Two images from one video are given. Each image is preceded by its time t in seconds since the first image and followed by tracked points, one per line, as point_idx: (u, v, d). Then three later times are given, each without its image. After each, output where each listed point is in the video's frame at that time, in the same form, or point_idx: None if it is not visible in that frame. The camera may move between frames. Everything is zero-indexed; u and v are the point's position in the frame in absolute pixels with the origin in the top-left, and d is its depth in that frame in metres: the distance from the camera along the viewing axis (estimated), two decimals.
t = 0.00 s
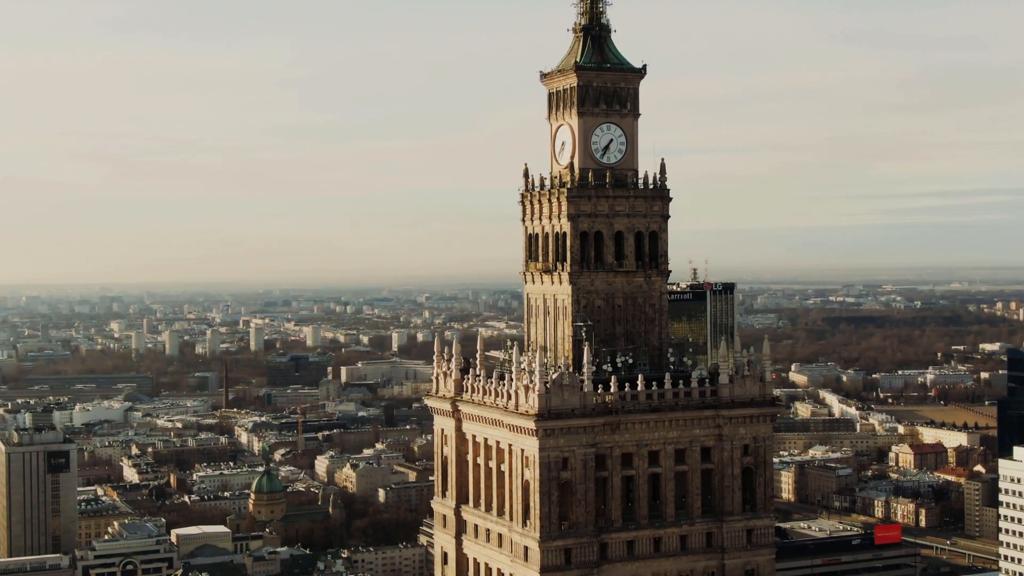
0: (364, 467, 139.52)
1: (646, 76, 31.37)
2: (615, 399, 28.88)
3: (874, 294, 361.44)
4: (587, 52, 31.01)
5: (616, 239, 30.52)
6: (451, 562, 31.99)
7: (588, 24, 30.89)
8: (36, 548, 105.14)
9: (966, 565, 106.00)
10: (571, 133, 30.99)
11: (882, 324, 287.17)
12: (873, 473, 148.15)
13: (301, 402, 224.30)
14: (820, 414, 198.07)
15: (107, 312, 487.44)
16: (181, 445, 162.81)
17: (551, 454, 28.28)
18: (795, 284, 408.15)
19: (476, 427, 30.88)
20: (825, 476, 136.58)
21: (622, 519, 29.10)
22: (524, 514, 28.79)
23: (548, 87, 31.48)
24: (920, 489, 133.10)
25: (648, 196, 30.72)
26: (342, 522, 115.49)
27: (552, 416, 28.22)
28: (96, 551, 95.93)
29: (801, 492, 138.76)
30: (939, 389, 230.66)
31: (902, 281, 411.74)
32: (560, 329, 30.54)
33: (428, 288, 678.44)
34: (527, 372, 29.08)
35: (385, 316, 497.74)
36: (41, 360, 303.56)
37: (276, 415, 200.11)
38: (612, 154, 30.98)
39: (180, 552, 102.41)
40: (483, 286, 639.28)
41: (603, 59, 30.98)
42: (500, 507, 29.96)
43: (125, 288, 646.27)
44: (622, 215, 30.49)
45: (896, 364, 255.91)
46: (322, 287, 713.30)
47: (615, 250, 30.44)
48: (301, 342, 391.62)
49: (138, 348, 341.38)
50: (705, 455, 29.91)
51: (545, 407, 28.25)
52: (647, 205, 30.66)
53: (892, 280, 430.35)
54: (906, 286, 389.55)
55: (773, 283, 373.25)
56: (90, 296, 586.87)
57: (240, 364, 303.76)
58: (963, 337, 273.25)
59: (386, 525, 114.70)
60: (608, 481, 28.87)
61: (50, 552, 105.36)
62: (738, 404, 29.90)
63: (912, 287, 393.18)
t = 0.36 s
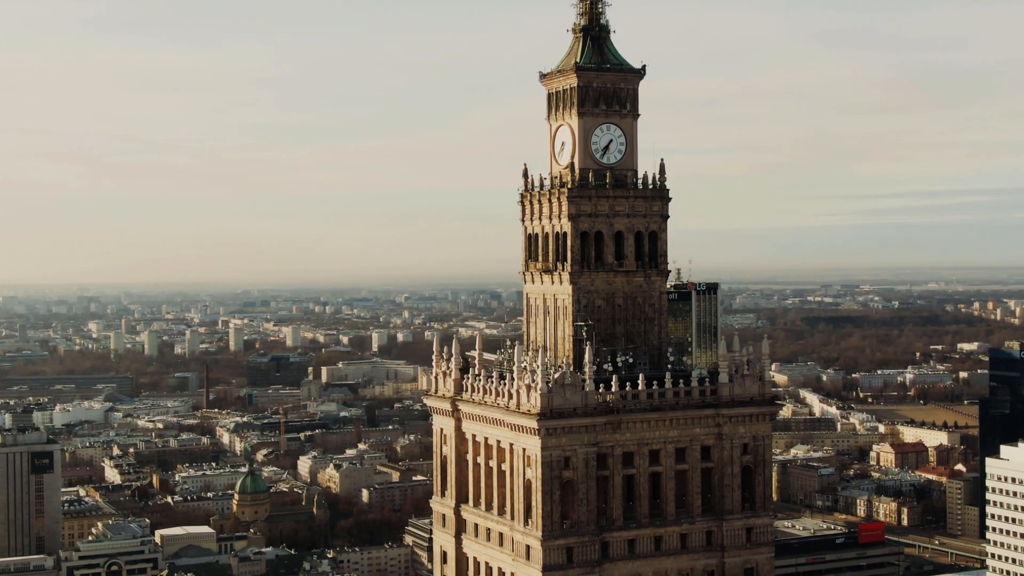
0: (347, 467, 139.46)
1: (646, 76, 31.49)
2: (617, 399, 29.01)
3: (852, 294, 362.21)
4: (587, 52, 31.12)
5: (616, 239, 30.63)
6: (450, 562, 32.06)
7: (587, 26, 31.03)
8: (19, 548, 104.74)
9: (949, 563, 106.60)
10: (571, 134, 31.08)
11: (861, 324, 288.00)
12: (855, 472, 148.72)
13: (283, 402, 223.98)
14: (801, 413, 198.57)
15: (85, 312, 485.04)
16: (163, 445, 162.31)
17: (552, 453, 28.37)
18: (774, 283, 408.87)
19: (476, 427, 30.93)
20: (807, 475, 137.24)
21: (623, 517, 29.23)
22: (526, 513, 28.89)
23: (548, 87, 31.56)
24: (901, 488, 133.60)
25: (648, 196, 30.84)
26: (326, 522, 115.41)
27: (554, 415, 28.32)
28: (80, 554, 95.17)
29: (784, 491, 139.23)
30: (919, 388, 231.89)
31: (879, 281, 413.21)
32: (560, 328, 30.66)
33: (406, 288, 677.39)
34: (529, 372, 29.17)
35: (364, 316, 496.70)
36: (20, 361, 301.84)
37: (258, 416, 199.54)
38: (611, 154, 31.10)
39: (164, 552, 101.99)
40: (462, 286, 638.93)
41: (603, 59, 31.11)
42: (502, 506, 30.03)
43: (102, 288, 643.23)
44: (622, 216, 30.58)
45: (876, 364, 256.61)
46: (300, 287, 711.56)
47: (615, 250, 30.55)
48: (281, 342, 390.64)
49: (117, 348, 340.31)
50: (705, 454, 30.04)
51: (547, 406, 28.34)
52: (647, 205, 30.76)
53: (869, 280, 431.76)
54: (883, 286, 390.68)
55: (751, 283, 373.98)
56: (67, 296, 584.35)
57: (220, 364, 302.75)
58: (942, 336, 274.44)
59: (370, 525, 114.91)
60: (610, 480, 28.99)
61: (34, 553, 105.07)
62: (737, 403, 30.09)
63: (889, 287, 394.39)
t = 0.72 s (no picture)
0: (329, 468, 139.32)
1: (645, 78, 31.61)
2: (619, 398, 29.11)
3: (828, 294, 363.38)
4: (587, 53, 31.22)
5: (615, 239, 30.74)
6: (450, 561, 32.10)
7: (586, 27, 31.20)
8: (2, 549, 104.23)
9: (930, 562, 107.29)
10: (571, 134, 31.18)
11: (837, 323, 288.84)
12: (835, 472, 149.37)
13: (263, 403, 223.55)
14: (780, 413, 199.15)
15: (61, 313, 482.52)
16: (143, 446, 161.65)
17: (556, 452, 28.45)
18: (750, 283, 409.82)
19: (476, 426, 30.98)
20: (790, 475, 137.87)
21: (625, 516, 29.31)
22: (528, 512, 28.97)
23: (547, 88, 31.66)
24: (882, 487, 134.30)
25: (648, 196, 30.96)
26: (309, 523, 115.28)
27: (556, 414, 28.41)
28: (63, 554, 94.82)
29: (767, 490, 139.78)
30: (896, 388, 233.32)
31: (855, 281, 414.77)
32: (560, 328, 30.77)
33: (383, 288, 676.58)
34: (531, 372, 29.24)
35: (341, 316, 495.64)
36: None
37: (238, 416, 198.95)
38: (611, 154, 31.19)
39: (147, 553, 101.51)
40: (439, 287, 638.40)
41: (603, 60, 31.20)
42: (503, 505, 30.10)
43: (76, 288, 639.99)
44: (622, 216, 30.70)
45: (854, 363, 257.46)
46: (276, 288, 709.95)
47: (615, 250, 30.66)
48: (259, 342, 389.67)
49: (94, 349, 339.18)
50: (705, 453, 30.20)
51: (550, 406, 28.44)
52: (646, 205, 30.90)
53: (844, 280, 433.45)
54: (859, 286, 392.18)
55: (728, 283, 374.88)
56: (42, 296, 581.37)
57: (197, 364, 301.65)
58: (919, 336, 275.55)
59: (354, 526, 115.03)
60: (612, 479, 29.08)
61: (16, 554, 104.62)
62: (737, 402, 30.23)
63: (864, 287, 395.88)
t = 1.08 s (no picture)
0: (311, 468, 139.13)
1: (645, 77, 31.69)
2: (620, 397, 29.22)
3: (805, 294, 364.56)
4: (587, 54, 31.34)
5: (616, 239, 30.87)
6: (450, 560, 32.17)
7: (587, 27, 31.33)
8: None
9: (912, 560, 107.94)
10: (571, 133, 31.29)
11: (814, 323, 289.68)
12: (816, 471, 149.99)
13: (243, 403, 223.09)
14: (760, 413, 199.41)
15: (36, 313, 480.04)
16: (123, 447, 160.99)
17: (557, 451, 28.59)
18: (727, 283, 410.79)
19: (477, 425, 31.06)
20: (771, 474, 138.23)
21: (626, 515, 29.44)
22: (530, 510, 29.06)
23: (547, 88, 31.74)
24: (863, 487, 134.82)
25: (648, 197, 31.08)
26: (292, 524, 115.04)
27: (559, 413, 28.53)
28: (46, 555, 94.53)
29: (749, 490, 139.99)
30: (875, 387, 234.61)
31: (831, 281, 416.33)
32: (560, 327, 30.89)
33: (360, 289, 675.70)
34: (532, 372, 29.35)
35: (318, 316, 494.37)
36: None
37: (217, 417, 198.39)
38: (610, 155, 31.35)
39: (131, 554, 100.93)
40: (416, 288, 637.97)
41: (603, 61, 31.33)
42: (504, 504, 30.21)
43: (51, 290, 636.73)
44: (622, 216, 30.83)
45: (832, 363, 258.45)
46: (252, 289, 708.13)
47: (614, 250, 30.79)
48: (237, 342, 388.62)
49: (71, 349, 338.18)
50: (705, 452, 30.35)
51: (552, 405, 28.56)
52: (646, 205, 31.02)
53: (820, 280, 435.10)
54: (835, 286, 393.66)
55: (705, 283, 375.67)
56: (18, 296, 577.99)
57: (176, 365, 300.53)
58: (895, 336, 276.83)
59: (338, 527, 115.10)
60: (613, 477, 29.20)
61: None
62: (738, 401, 30.41)
63: (841, 287, 397.38)
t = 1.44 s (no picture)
0: (295, 468, 139.01)
1: (644, 78, 31.81)
2: (622, 397, 29.30)
3: (784, 295, 365.37)
4: (587, 55, 31.50)
5: (616, 239, 30.98)
6: (450, 560, 32.25)
7: (588, 28, 31.49)
8: None
9: (895, 558, 108.51)
10: (572, 134, 31.41)
11: (794, 323, 290.32)
12: (799, 471, 150.52)
13: (225, 404, 222.09)
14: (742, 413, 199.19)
15: (15, 313, 477.68)
16: (105, 447, 160.44)
17: (560, 450, 28.70)
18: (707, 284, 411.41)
19: (477, 425, 31.17)
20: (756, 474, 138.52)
21: (627, 513, 29.58)
22: (532, 509, 29.15)
23: (547, 89, 31.87)
24: (846, 485, 135.33)
25: (648, 197, 31.21)
26: (277, 524, 114.85)
27: (561, 413, 28.63)
28: (31, 556, 93.88)
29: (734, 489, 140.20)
30: (855, 388, 235.07)
31: (810, 281, 417.42)
32: (561, 327, 30.99)
33: (340, 289, 674.61)
34: (535, 371, 29.44)
35: (298, 317, 493.01)
36: None
37: (200, 418, 197.97)
38: (611, 155, 31.45)
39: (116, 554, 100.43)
40: (395, 288, 637.10)
41: (603, 61, 31.44)
42: (504, 503, 30.30)
43: (29, 290, 633.62)
44: (622, 216, 30.96)
45: (811, 362, 258.97)
46: (232, 289, 706.30)
47: (615, 250, 30.90)
48: (217, 342, 387.37)
49: (50, 350, 336.68)
50: (705, 451, 30.52)
51: (555, 404, 28.64)
52: (646, 205, 31.15)
53: (799, 280, 436.31)
54: (814, 286, 394.76)
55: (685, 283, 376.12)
56: None
57: (156, 366, 299.40)
58: (875, 336, 277.74)
59: (323, 528, 115.22)
60: (615, 476, 29.33)
61: None
62: (738, 401, 30.57)
63: (819, 287, 398.46)
